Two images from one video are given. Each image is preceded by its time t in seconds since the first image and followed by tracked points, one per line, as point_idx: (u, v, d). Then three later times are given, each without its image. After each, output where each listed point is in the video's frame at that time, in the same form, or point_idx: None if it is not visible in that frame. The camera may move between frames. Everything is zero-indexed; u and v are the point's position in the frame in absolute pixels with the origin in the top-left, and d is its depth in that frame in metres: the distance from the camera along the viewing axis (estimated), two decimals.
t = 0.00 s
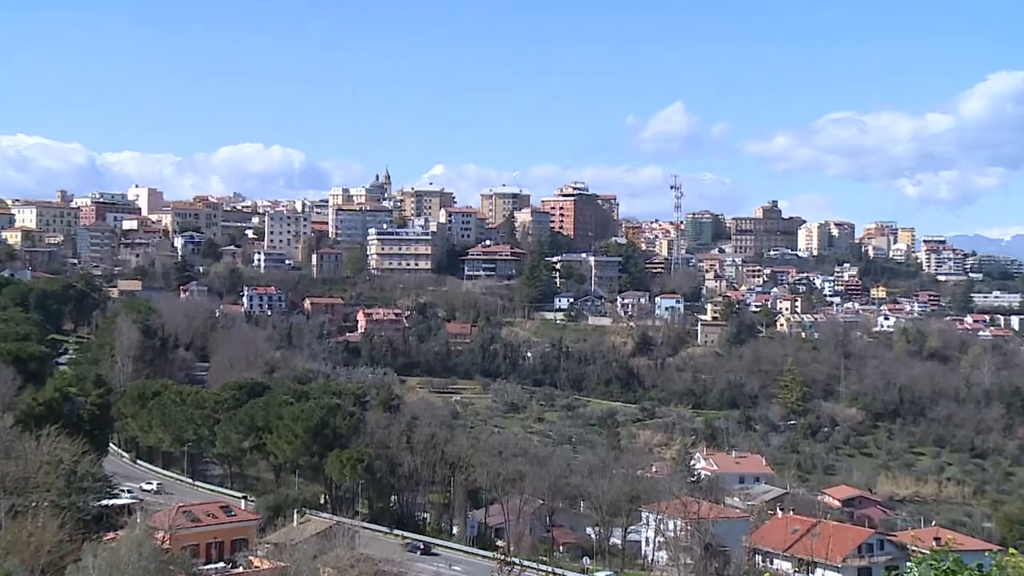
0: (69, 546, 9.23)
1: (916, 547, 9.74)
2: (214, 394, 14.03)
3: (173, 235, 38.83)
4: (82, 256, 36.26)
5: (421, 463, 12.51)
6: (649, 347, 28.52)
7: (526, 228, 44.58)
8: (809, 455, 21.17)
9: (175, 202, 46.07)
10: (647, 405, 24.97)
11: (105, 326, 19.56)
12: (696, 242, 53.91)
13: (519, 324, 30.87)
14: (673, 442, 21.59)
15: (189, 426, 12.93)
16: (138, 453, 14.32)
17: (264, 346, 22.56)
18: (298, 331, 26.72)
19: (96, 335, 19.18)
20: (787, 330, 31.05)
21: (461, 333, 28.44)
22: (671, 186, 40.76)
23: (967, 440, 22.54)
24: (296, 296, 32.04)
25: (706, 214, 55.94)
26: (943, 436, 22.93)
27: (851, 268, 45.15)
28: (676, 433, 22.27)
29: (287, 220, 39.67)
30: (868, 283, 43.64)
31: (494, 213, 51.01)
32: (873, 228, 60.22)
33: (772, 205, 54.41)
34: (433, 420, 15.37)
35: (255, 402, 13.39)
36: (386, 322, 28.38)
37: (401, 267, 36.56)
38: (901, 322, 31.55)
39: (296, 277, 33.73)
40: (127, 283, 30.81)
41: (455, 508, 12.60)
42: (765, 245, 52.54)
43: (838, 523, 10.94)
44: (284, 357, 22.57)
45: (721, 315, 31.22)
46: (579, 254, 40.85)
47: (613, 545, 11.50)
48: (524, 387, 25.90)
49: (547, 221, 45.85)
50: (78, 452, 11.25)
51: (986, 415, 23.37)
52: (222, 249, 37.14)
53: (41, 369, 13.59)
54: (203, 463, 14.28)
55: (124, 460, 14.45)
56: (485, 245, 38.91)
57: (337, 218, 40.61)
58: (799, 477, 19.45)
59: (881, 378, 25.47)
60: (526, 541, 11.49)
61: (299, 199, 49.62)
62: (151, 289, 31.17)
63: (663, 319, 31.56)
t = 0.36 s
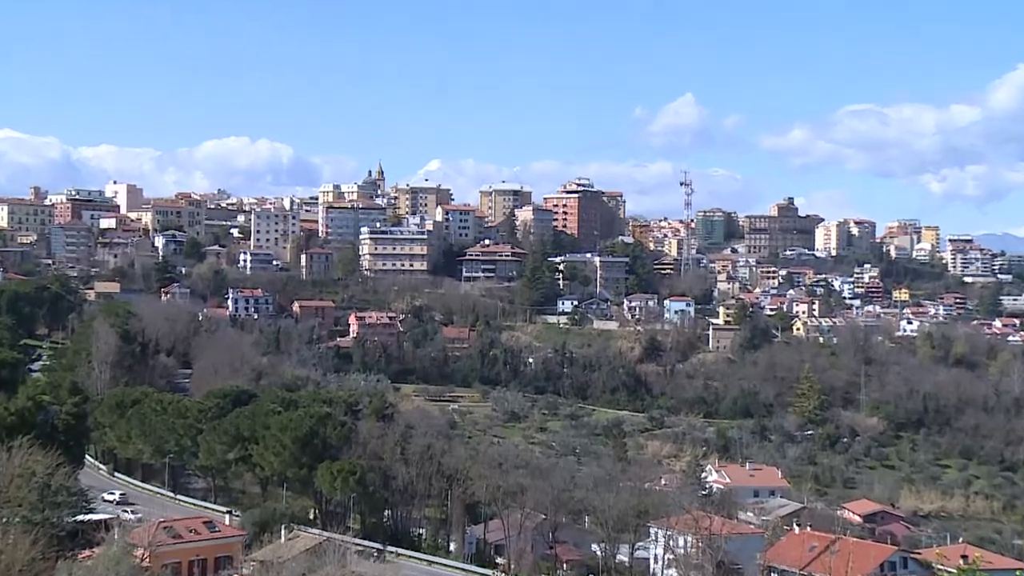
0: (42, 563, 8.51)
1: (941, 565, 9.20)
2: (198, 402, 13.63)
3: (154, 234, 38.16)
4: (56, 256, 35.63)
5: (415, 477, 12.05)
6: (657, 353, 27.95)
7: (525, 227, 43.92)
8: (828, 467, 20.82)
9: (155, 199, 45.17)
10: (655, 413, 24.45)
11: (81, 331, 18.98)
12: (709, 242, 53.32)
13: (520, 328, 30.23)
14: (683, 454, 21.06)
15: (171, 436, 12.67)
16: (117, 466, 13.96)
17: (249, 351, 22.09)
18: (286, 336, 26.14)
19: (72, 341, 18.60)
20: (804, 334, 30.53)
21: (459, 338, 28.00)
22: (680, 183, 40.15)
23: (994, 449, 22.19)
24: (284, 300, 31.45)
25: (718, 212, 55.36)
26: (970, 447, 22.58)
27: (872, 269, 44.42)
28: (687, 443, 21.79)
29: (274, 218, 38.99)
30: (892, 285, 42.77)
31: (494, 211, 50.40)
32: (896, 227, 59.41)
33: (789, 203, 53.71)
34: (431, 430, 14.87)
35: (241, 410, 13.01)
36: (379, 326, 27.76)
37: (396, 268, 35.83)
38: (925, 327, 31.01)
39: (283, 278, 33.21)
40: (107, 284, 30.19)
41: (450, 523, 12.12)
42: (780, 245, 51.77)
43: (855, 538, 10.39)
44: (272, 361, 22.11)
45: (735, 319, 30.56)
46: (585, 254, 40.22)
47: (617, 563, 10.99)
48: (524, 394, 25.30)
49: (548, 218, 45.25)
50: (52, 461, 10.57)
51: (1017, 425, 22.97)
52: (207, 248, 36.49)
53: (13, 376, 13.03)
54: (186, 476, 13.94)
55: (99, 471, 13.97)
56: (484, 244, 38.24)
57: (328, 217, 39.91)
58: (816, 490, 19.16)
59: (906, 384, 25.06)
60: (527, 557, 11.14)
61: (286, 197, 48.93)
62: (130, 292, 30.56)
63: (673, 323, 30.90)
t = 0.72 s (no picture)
0: None
1: None
2: (177, 417, 13.56)
3: (130, 236, 37.45)
4: (26, 260, 34.95)
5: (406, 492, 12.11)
6: (664, 362, 27.37)
7: (523, 228, 43.35)
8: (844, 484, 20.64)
9: (131, 199, 44.33)
10: (661, 427, 23.99)
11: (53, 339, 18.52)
12: (719, 244, 52.88)
13: (518, 336, 29.65)
14: (692, 472, 20.60)
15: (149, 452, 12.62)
16: (91, 482, 13.89)
17: (232, 360, 21.81)
18: (270, 344, 25.61)
19: (44, 349, 18.17)
20: (818, 342, 30.13)
21: (454, 346, 27.28)
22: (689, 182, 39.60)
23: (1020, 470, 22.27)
24: (267, 306, 30.96)
25: (728, 213, 54.84)
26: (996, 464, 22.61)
27: (891, 274, 43.73)
28: (693, 459, 21.40)
29: (258, 219, 38.24)
30: (911, 289, 42.21)
31: (491, 211, 49.85)
32: (916, 228, 59.01)
33: (803, 203, 53.20)
34: (423, 444, 14.67)
35: (223, 423, 12.95)
36: (370, 334, 27.20)
37: (387, 271, 35.21)
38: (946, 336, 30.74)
39: (269, 283, 32.70)
40: (81, 290, 29.57)
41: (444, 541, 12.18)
42: (794, 247, 51.11)
43: (873, 560, 9.92)
44: (255, 371, 21.77)
45: (745, 325, 29.91)
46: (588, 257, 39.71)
47: None
48: (522, 406, 24.77)
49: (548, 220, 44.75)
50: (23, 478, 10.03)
51: None
52: (188, 250, 35.86)
53: None
54: (165, 493, 13.87)
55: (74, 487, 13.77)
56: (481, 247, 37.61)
57: (315, 218, 39.25)
58: (832, 508, 19.03)
59: (927, 396, 24.93)
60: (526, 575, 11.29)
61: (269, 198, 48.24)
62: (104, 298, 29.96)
63: (681, 330, 30.35)
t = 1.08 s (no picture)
0: None
1: None
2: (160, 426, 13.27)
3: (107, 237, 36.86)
4: None
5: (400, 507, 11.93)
6: (673, 370, 26.83)
7: (524, 228, 42.84)
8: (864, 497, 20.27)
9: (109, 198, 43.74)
10: (671, 438, 23.47)
11: (26, 344, 18.11)
12: (731, 245, 52.39)
13: (518, 343, 29.08)
14: (703, 486, 20.06)
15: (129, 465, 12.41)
16: (66, 496, 13.73)
17: (216, 367, 21.43)
18: (256, 350, 25.15)
19: (18, 355, 17.82)
20: (837, 350, 29.63)
21: (450, 353, 26.67)
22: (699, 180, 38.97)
23: None
24: (254, 311, 30.55)
25: (741, 213, 54.35)
26: None
27: (915, 278, 43.06)
28: (704, 473, 20.86)
29: (244, 218, 37.59)
30: (936, 294, 41.55)
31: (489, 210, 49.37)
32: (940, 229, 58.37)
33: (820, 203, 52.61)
34: (416, 456, 14.34)
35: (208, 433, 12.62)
36: (361, 339, 26.65)
37: (379, 273, 34.71)
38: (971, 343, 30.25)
39: (255, 286, 32.25)
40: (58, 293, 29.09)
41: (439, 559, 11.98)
42: (811, 249, 50.55)
43: None
44: (240, 379, 21.35)
45: (760, 332, 29.29)
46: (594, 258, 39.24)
47: None
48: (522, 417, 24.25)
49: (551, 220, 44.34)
50: None
51: None
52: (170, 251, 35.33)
53: None
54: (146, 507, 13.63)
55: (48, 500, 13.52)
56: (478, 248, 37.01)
57: (304, 218, 38.70)
58: (852, 524, 18.51)
59: (953, 408, 24.47)
60: None
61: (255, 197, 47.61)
62: (82, 302, 29.48)
63: (691, 337, 29.79)
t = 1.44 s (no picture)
0: None
1: None
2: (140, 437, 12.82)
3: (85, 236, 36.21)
4: None
5: (396, 521, 11.61)
6: (682, 376, 26.41)
7: (526, 226, 42.39)
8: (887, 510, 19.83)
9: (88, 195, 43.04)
10: (682, 447, 23.03)
11: None
12: (744, 243, 51.94)
13: (518, 347, 28.61)
14: (718, 498, 19.60)
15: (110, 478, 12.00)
16: (42, 510, 13.33)
17: (200, 374, 21.02)
18: (243, 356, 24.65)
19: None
20: (860, 354, 29.17)
21: (449, 356, 26.21)
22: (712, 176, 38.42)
23: None
24: (242, 316, 30.10)
25: (757, 210, 53.82)
26: None
27: (942, 278, 42.35)
28: (717, 484, 20.39)
29: (231, 216, 37.00)
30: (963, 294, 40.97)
31: (490, 206, 48.86)
32: (965, 228, 57.78)
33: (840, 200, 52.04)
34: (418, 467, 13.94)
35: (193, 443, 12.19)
36: (355, 343, 26.10)
37: (372, 274, 34.24)
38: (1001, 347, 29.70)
39: (242, 286, 31.78)
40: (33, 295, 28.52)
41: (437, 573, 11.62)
42: (829, 248, 50.00)
43: None
44: (226, 386, 20.93)
45: (776, 335, 28.78)
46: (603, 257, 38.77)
47: None
48: (523, 425, 23.82)
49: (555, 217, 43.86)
50: None
51: None
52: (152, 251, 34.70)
53: None
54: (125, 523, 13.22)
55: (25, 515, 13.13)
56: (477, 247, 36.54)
57: (294, 215, 38.14)
58: (874, 539, 18.12)
59: (982, 416, 24.01)
60: None
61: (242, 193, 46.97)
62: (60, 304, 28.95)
63: (704, 340, 29.30)
